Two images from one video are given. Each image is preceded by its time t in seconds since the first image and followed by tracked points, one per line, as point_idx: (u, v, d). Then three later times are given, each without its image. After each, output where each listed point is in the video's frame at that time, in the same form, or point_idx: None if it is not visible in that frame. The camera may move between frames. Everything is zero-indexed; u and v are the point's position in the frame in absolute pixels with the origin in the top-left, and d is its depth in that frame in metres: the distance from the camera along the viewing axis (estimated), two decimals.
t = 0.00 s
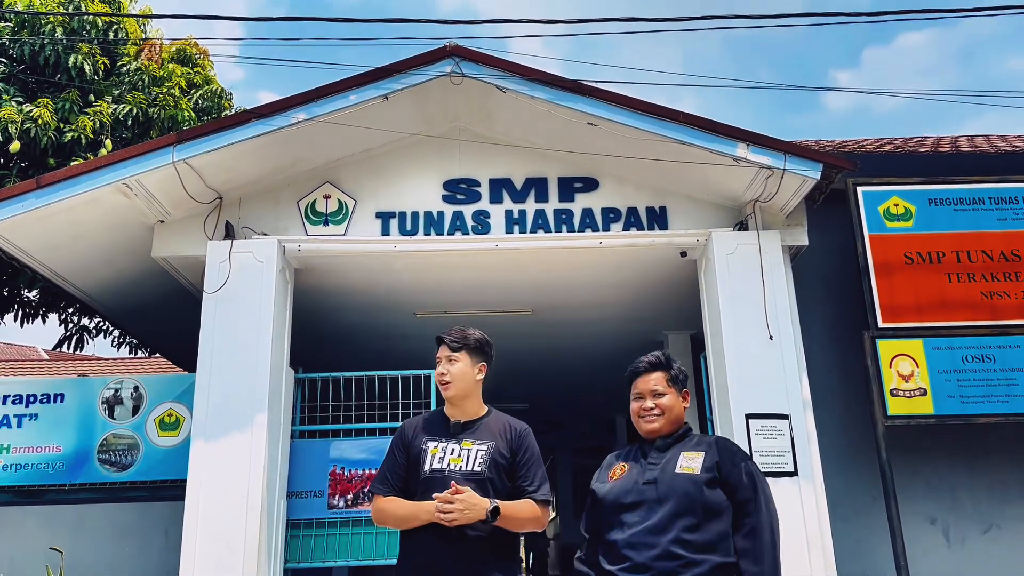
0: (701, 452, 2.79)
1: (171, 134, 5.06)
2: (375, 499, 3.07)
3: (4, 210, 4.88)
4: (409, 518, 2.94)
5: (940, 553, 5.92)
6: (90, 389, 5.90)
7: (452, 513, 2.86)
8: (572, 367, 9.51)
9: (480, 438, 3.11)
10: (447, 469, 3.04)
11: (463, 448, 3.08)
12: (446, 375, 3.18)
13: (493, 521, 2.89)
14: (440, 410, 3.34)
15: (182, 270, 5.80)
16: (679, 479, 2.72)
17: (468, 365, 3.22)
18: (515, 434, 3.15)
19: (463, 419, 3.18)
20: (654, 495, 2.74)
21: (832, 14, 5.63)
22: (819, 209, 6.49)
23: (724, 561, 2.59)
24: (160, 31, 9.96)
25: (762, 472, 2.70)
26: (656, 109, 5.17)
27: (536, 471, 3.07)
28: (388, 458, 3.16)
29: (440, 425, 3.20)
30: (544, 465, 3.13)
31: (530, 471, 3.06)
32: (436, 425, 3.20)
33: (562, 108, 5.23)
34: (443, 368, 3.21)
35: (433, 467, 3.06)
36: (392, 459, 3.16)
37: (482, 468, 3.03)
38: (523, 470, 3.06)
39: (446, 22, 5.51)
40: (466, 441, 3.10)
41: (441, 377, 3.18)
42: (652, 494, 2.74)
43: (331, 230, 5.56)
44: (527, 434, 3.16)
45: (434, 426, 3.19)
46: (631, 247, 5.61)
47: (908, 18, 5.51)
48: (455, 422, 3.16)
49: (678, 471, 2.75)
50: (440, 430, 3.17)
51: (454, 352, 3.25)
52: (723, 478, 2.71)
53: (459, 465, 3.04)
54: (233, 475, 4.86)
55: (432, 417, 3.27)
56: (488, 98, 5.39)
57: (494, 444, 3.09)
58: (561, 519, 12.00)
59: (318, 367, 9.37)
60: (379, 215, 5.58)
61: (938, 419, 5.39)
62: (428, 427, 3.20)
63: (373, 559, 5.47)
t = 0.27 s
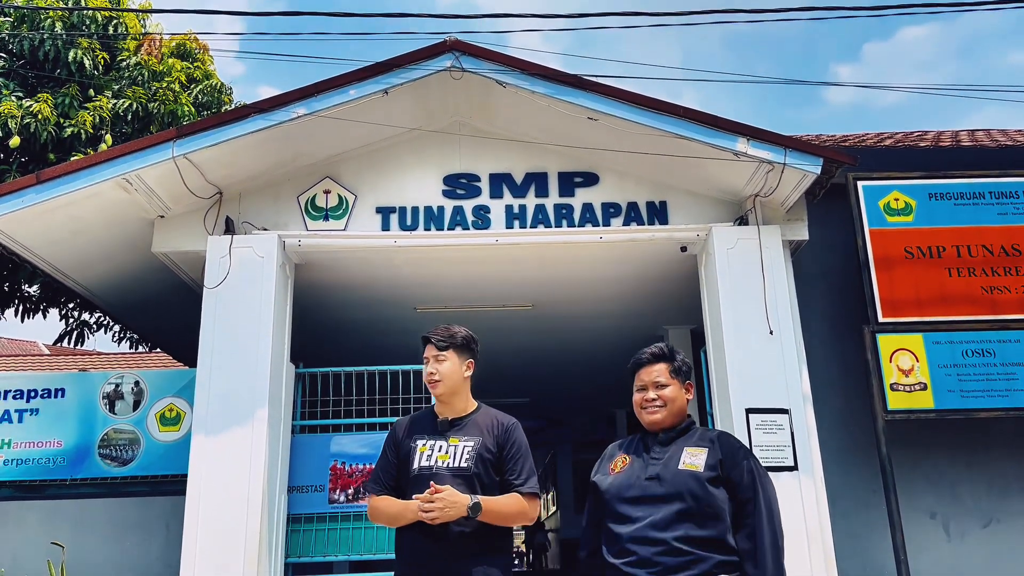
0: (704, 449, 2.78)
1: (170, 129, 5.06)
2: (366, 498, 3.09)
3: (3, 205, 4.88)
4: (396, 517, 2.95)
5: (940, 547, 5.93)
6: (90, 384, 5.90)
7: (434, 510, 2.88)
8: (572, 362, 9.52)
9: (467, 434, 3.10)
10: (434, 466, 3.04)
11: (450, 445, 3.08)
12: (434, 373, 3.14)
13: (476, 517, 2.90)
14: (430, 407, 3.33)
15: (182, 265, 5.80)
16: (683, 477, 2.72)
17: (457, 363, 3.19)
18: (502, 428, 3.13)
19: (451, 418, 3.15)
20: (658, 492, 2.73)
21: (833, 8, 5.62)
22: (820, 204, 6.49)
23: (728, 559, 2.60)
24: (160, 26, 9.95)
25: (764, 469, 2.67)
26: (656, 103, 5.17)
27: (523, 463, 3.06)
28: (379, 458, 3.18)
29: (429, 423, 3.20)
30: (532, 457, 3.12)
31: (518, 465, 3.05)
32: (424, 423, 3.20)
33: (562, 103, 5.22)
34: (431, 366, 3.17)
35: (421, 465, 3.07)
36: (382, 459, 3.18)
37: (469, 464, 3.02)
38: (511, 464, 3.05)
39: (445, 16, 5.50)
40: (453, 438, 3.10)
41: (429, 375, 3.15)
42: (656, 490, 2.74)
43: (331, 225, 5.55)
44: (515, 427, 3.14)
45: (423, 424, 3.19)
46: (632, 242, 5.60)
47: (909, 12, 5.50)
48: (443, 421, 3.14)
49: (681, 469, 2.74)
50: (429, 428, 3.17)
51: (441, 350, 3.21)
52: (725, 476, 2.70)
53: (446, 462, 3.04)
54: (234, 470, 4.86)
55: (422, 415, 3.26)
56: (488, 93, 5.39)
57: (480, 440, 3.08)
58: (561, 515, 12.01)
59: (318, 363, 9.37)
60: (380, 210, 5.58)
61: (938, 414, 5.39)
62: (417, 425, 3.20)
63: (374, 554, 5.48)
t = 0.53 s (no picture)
0: (697, 450, 2.78)
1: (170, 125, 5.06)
2: (363, 503, 3.11)
3: (4, 202, 4.88)
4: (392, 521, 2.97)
5: (940, 543, 5.94)
6: (92, 379, 5.91)
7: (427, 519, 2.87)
8: (572, 358, 9.53)
9: (457, 435, 3.10)
10: (427, 470, 3.04)
11: (441, 447, 3.08)
12: (428, 379, 3.11)
13: (471, 521, 2.90)
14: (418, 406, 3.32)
15: (183, 261, 5.79)
16: (676, 477, 2.71)
17: (449, 368, 3.18)
18: (491, 425, 3.13)
19: (442, 421, 3.15)
20: (652, 491, 2.72)
21: (834, 3, 5.61)
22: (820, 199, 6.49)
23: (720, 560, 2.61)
24: (160, 21, 9.94)
25: (758, 471, 2.71)
26: (657, 99, 5.16)
27: (512, 459, 3.05)
28: (371, 462, 3.18)
29: (419, 424, 3.18)
30: (523, 450, 3.11)
31: (508, 460, 3.04)
32: (414, 424, 3.19)
33: (563, 98, 5.22)
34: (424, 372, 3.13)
35: (414, 469, 3.07)
36: (375, 463, 3.18)
37: (461, 465, 3.03)
38: (502, 461, 3.04)
39: (445, 12, 5.49)
40: (443, 440, 3.09)
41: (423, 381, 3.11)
42: (649, 490, 2.72)
43: (331, 221, 5.55)
44: (503, 423, 3.14)
45: (413, 426, 3.18)
46: (633, 237, 5.60)
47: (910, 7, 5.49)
48: (433, 423, 3.13)
49: (675, 469, 2.74)
50: (419, 430, 3.16)
51: (432, 355, 3.18)
52: (719, 477, 2.71)
53: (439, 465, 3.04)
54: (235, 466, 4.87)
55: (411, 416, 3.25)
56: (488, 88, 5.38)
57: (471, 439, 3.08)
58: (562, 510, 12.03)
59: (319, 358, 9.38)
60: (380, 206, 5.58)
61: (938, 410, 5.40)
62: (407, 427, 3.19)
63: (375, 549, 5.49)
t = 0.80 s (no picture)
0: (676, 446, 2.81)
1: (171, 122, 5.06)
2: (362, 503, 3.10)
3: (5, 199, 4.88)
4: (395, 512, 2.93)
5: (941, 539, 5.94)
6: (93, 376, 5.92)
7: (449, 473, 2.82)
8: (574, 354, 9.53)
9: (456, 432, 3.10)
10: (427, 469, 3.05)
11: (440, 445, 3.08)
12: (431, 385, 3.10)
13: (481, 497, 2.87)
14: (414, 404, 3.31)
15: (184, 257, 5.80)
16: (656, 474, 2.74)
17: (450, 373, 3.17)
18: (488, 420, 3.14)
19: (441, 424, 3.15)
20: (632, 489, 2.75)
21: None
22: (822, 195, 6.48)
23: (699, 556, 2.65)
24: (161, 18, 9.93)
25: (735, 467, 2.76)
26: (659, 95, 5.15)
27: (510, 453, 3.07)
28: (368, 462, 3.17)
29: (417, 422, 3.18)
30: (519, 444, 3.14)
31: (506, 454, 3.06)
32: (411, 422, 3.19)
33: (564, 95, 5.21)
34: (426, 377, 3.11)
35: (413, 468, 3.07)
36: (372, 463, 3.17)
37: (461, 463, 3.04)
38: (501, 454, 3.06)
39: (446, 8, 5.48)
40: (442, 438, 3.09)
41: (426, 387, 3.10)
42: (630, 488, 2.76)
43: (332, 218, 5.55)
44: (501, 418, 3.16)
45: (411, 424, 3.18)
46: (634, 234, 5.60)
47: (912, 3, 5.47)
48: (432, 424, 3.13)
49: (655, 466, 2.77)
50: (417, 429, 3.16)
51: (435, 360, 3.16)
52: (697, 473, 2.75)
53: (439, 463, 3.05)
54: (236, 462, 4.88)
55: (407, 414, 3.24)
56: (488, 85, 5.37)
57: (470, 436, 3.09)
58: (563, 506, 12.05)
59: (320, 355, 9.38)
60: (381, 203, 5.58)
61: (939, 406, 5.40)
62: (405, 426, 3.18)
63: (376, 545, 5.50)
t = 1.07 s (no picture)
0: (660, 447, 3.06)
1: (171, 119, 5.05)
2: (361, 495, 3.08)
3: (6, 196, 4.88)
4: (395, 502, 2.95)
5: (941, 536, 5.94)
6: (95, 373, 5.92)
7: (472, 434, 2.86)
8: (575, 352, 9.53)
9: (458, 425, 3.12)
10: (429, 460, 3.05)
11: (442, 438, 3.09)
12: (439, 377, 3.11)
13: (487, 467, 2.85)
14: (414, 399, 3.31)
15: (185, 255, 5.80)
16: (644, 476, 2.98)
17: (459, 367, 3.18)
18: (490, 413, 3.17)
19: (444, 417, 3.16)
20: (622, 493, 2.98)
21: None
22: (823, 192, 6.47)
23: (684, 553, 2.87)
24: (161, 15, 9.93)
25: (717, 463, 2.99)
26: (660, 92, 5.14)
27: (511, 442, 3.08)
28: (369, 455, 3.16)
29: (419, 415, 3.19)
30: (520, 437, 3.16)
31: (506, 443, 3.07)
32: (413, 416, 3.19)
33: (565, 92, 5.20)
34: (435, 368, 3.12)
35: (414, 460, 3.07)
36: (373, 455, 3.16)
37: (463, 455, 3.05)
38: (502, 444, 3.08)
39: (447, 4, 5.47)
40: (444, 431, 3.11)
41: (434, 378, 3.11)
42: (619, 492, 2.98)
43: (333, 215, 5.55)
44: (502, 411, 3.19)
45: (414, 418, 3.18)
46: (635, 231, 5.60)
47: None
48: (435, 417, 3.14)
49: (643, 469, 3.00)
50: (418, 422, 3.16)
51: (446, 353, 3.16)
52: (682, 472, 3.00)
53: (441, 455, 3.05)
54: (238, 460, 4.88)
55: (409, 409, 3.25)
56: (489, 82, 5.37)
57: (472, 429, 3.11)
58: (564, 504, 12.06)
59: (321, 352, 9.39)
60: (381, 200, 5.57)
61: (941, 403, 5.40)
62: (407, 420, 3.19)
63: (377, 542, 5.51)
